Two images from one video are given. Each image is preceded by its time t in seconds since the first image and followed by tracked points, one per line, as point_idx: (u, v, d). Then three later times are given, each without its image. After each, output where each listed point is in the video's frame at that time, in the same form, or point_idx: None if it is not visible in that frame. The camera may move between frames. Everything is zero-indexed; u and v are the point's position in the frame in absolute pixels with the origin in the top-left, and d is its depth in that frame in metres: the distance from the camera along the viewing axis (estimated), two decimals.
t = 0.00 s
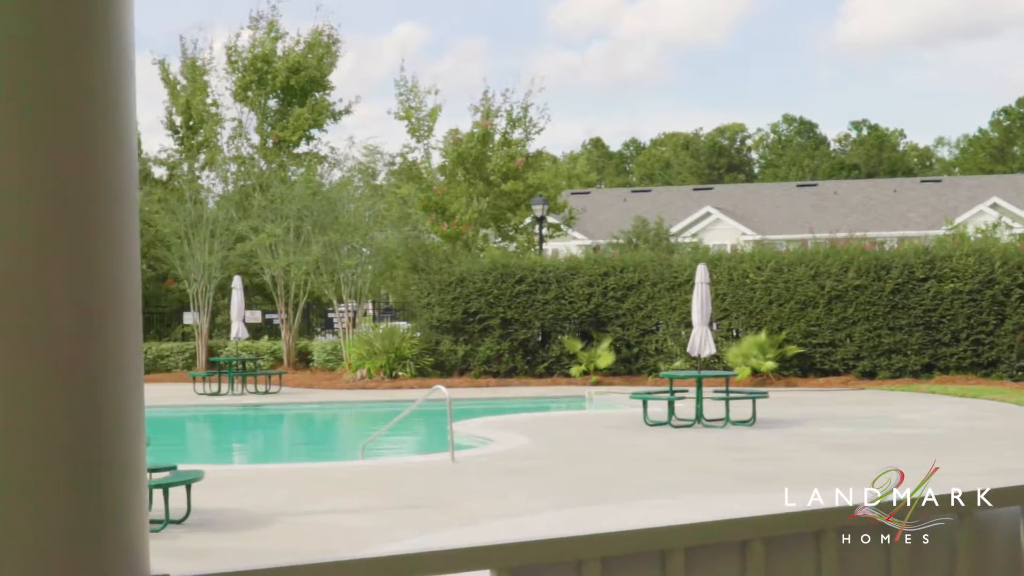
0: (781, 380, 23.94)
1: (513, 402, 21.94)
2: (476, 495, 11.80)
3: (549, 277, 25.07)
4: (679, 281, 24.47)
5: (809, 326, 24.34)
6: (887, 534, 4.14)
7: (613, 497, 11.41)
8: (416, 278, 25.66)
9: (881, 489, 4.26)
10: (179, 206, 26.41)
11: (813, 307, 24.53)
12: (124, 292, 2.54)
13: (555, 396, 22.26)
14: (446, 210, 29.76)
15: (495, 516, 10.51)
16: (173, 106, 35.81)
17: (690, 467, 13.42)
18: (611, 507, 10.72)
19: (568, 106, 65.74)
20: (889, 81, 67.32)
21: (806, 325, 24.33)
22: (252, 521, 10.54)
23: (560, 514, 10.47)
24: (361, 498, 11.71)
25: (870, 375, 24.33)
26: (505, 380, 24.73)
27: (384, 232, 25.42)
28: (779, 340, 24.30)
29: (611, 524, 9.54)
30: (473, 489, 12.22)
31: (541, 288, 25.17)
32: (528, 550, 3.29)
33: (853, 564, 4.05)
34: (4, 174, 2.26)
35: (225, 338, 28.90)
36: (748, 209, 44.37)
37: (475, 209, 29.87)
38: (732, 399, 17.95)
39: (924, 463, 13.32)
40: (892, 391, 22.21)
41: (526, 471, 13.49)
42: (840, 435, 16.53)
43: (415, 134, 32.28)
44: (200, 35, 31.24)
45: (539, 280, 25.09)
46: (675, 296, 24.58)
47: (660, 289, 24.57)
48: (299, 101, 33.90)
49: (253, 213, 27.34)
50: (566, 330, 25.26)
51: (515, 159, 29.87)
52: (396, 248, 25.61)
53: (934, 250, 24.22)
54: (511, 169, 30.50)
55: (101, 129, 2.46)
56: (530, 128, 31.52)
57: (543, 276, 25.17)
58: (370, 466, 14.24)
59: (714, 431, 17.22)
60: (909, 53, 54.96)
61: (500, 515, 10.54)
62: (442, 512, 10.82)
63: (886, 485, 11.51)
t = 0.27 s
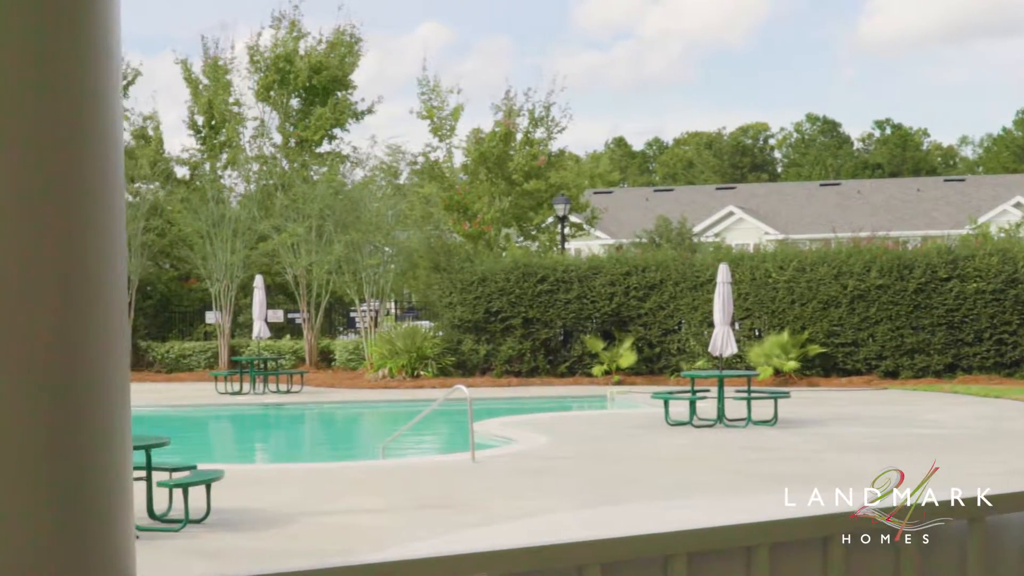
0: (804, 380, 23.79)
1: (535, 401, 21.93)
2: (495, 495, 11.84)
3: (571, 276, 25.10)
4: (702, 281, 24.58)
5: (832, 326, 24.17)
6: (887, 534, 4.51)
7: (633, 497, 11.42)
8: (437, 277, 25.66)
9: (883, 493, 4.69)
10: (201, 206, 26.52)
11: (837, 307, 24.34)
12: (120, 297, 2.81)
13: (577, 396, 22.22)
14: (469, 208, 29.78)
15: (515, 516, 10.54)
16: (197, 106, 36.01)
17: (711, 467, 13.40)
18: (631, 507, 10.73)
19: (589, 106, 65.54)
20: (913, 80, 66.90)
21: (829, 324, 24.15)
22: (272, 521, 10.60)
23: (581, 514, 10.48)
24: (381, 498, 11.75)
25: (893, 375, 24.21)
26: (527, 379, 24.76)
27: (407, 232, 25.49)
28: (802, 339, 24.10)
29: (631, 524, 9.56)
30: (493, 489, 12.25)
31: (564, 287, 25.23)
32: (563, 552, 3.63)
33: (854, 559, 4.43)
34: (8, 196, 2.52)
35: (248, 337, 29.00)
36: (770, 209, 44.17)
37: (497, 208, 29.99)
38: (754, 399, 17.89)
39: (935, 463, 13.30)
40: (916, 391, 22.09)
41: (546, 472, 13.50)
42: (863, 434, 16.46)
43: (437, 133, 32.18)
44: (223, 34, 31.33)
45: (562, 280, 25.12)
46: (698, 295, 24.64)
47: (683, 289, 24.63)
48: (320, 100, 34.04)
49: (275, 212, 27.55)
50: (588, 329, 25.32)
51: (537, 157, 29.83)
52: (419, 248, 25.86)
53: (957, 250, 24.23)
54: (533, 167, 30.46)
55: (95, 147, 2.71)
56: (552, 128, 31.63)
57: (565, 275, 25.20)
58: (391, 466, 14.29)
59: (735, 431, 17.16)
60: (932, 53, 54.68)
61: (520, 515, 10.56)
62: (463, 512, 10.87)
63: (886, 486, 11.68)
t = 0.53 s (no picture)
0: (824, 380, 23.73)
1: (554, 401, 21.96)
2: (513, 495, 11.86)
3: (591, 276, 25.12)
4: (721, 281, 24.60)
5: (853, 325, 24.09)
6: (887, 534, 4.46)
7: (652, 497, 11.43)
8: (457, 277, 25.71)
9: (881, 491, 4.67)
10: (222, 206, 26.68)
11: (857, 306, 24.25)
12: (101, 282, 2.64)
13: (596, 396, 22.23)
14: (490, 208, 29.79)
15: (531, 516, 10.57)
16: (218, 106, 36.29)
17: (730, 468, 13.39)
18: (648, 507, 10.72)
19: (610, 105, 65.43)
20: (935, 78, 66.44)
21: (849, 324, 24.06)
22: (289, 521, 10.66)
23: (597, 514, 10.49)
24: (399, 498, 11.80)
25: (913, 375, 24.13)
26: (547, 379, 24.84)
27: (427, 230, 25.50)
28: (823, 339, 24.02)
29: (642, 523, 9.58)
30: (509, 489, 12.29)
31: (584, 287, 25.23)
32: (575, 557, 3.69)
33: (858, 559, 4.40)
34: None
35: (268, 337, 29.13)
36: (791, 208, 44.00)
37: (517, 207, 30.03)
38: (774, 399, 17.85)
39: (946, 463, 13.28)
40: (937, 392, 22.01)
41: (565, 472, 13.51)
42: (881, 435, 16.41)
43: (458, 133, 32.14)
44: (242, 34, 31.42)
45: (581, 280, 25.14)
46: (717, 295, 24.67)
47: (703, 289, 24.65)
48: (341, 99, 34.12)
49: (295, 212, 27.67)
50: (609, 328, 25.36)
51: (559, 156, 29.80)
52: (439, 247, 25.94)
53: (978, 249, 24.13)
54: (554, 166, 30.45)
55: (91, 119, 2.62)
56: (572, 127, 31.52)
57: (585, 275, 25.21)
58: (409, 465, 14.34)
59: (755, 431, 17.12)
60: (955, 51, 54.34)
61: (537, 515, 10.59)
62: (481, 511, 10.90)
63: (886, 485, 11.72)
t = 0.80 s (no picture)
0: (841, 380, 23.66)
1: (571, 401, 21.96)
2: (530, 495, 11.90)
3: (608, 275, 25.10)
4: (739, 280, 24.58)
5: (870, 325, 24.02)
6: (887, 534, 4.71)
7: (667, 497, 11.44)
8: (474, 276, 25.74)
9: (882, 489, 4.86)
10: (238, 205, 26.73)
11: (875, 306, 24.17)
12: (81, 290, 2.76)
13: (613, 395, 22.23)
14: (506, 207, 29.68)
15: (548, 516, 10.61)
16: (236, 106, 36.37)
17: (746, 467, 13.39)
18: (664, 507, 10.75)
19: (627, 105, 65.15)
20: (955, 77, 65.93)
21: (867, 324, 23.98)
22: (304, 521, 10.71)
23: (614, 514, 10.52)
24: (416, 498, 11.85)
25: (931, 374, 24.07)
26: (564, 378, 24.85)
27: (445, 230, 25.52)
28: (840, 339, 23.94)
29: (651, 524, 9.59)
30: (524, 489, 12.31)
31: (601, 287, 25.21)
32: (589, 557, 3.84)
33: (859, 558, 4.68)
34: None
35: (285, 336, 29.19)
36: (809, 208, 43.80)
37: (534, 206, 29.97)
38: (791, 399, 17.82)
39: (954, 463, 13.25)
40: (956, 391, 21.94)
41: (581, 472, 13.52)
42: (898, 434, 16.38)
43: (474, 132, 31.94)
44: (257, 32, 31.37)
45: (598, 279, 25.13)
46: (735, 294, 24.67)
47: (720, 288, 24.65)
48: (358, 99, 33.99)
49: (312, 211, 27.64)
50: (626, 328, 25.36)
51: (576, 156, 29.63)
52: (455, 246, 25.93)
53: (997, 249, 24.04)
54: (571, 165, 30.29)
55: (82, 91, 2.82)
56: (590, 126, 31.28)
57: (602, 274, 25.20)
58: (425, 465, 14.38)
59: (772, 431, 17.08)
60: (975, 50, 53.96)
61: (553, 515, 10.63)
62: (497, 512, 10.93)
63: (885, 485, 11.74)
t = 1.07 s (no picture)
0: (859, 379, 23.59)
1: (588, 401, 21.99)
2: (546, 494, 11.92)
3: (626, 274, 25.11)
4: (757, 279, 24.56)
5: (888, 325, 23.95)
6: (887, 533, 4.68)
7: (682, 497, 11.45)
8: (492, 275, 25.80)
9: (882, 489, 4.87)
10: (257, 205, 26.85)
11: (893, 306, 24.10)
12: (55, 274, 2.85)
13: (630, 394, 22.24)
14: (525, 207, 29.66)
15: (563, 516, 10.64)
16: (254, 105, 36.59)
17: (763, 467, 13.39)
18: (680, 507, 10.75)
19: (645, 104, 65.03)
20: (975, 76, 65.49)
21: (885, 324, 23.91)
22: (320, 520, 10.77)
23: (629, 514, 10.53)
24: (433, 497, 11.90)
25: (950, 374, 23.98)
26: (582, 377, 24.89)
27: (463, 229, 25.61)
28: (859, 339, 23.86)
29: (660, 525, 9.60)
30: (538, 489, 12.33)
31: (619, 286, 25.23)
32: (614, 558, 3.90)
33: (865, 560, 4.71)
34: None
35: (304, 336, 29.30)
36: (827, 207, 43.65)
37: (553, 206, 30.01)
38: (808, 398, 17.80)
39: (963, 463, 13.22)
40: (975, 391, 21.85)
41: (598, 471, 13.54)
42: (917, 434, 16.33)
43: (493, 131, 31.91)
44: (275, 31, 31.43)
45: (616, 278, 25.14)
46: (753, 293, 24.68)
47: (738, 287, 24.66)
48: (376, 98, 33.99)
49: (331, 211, 27.63)
50: (643, 327, 25.37)
51: (594, 155, 29.58)
52: (474, 246, 25.97)
53: (1016, 248, 23.93)
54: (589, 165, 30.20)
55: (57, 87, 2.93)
56: (607, 125, 31.13)
57: (620, 273, 25.21)
58: (440, 465, 14.41)
59: (789, 431, 17.07)
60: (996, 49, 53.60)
61: (568, 515, 10.66)
62: (511, 512, 10.96)
63: (885, 485, 11.73)
